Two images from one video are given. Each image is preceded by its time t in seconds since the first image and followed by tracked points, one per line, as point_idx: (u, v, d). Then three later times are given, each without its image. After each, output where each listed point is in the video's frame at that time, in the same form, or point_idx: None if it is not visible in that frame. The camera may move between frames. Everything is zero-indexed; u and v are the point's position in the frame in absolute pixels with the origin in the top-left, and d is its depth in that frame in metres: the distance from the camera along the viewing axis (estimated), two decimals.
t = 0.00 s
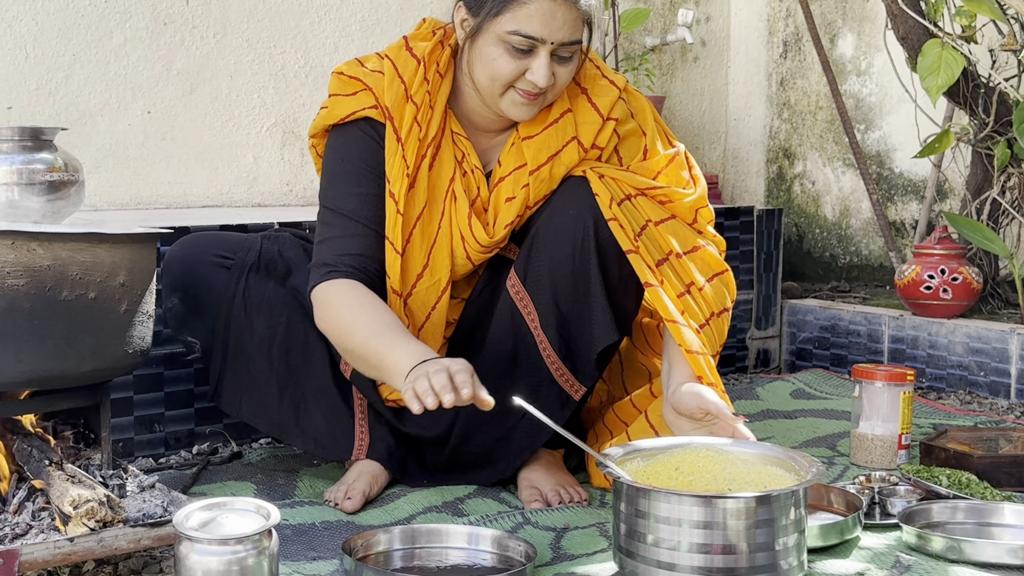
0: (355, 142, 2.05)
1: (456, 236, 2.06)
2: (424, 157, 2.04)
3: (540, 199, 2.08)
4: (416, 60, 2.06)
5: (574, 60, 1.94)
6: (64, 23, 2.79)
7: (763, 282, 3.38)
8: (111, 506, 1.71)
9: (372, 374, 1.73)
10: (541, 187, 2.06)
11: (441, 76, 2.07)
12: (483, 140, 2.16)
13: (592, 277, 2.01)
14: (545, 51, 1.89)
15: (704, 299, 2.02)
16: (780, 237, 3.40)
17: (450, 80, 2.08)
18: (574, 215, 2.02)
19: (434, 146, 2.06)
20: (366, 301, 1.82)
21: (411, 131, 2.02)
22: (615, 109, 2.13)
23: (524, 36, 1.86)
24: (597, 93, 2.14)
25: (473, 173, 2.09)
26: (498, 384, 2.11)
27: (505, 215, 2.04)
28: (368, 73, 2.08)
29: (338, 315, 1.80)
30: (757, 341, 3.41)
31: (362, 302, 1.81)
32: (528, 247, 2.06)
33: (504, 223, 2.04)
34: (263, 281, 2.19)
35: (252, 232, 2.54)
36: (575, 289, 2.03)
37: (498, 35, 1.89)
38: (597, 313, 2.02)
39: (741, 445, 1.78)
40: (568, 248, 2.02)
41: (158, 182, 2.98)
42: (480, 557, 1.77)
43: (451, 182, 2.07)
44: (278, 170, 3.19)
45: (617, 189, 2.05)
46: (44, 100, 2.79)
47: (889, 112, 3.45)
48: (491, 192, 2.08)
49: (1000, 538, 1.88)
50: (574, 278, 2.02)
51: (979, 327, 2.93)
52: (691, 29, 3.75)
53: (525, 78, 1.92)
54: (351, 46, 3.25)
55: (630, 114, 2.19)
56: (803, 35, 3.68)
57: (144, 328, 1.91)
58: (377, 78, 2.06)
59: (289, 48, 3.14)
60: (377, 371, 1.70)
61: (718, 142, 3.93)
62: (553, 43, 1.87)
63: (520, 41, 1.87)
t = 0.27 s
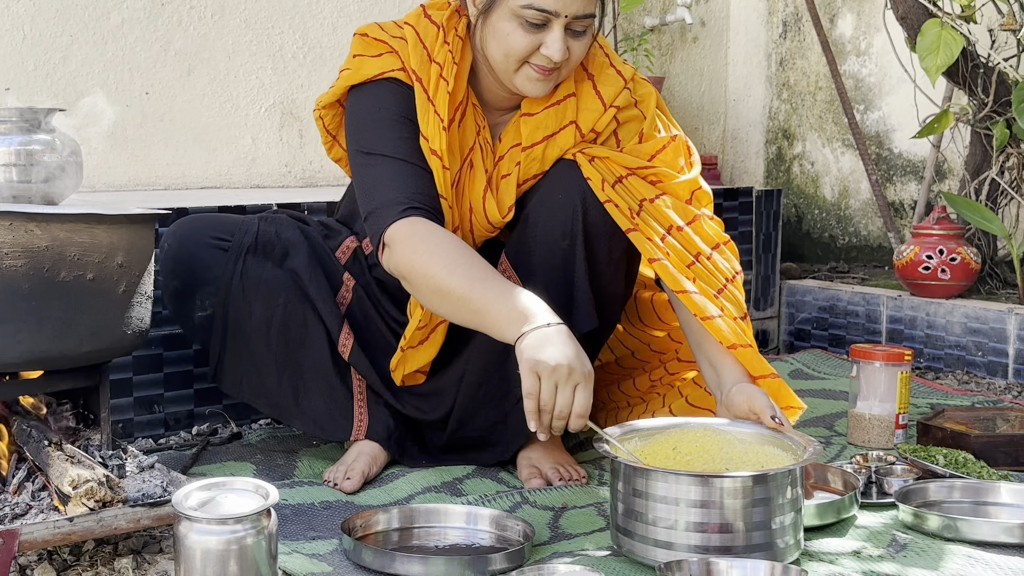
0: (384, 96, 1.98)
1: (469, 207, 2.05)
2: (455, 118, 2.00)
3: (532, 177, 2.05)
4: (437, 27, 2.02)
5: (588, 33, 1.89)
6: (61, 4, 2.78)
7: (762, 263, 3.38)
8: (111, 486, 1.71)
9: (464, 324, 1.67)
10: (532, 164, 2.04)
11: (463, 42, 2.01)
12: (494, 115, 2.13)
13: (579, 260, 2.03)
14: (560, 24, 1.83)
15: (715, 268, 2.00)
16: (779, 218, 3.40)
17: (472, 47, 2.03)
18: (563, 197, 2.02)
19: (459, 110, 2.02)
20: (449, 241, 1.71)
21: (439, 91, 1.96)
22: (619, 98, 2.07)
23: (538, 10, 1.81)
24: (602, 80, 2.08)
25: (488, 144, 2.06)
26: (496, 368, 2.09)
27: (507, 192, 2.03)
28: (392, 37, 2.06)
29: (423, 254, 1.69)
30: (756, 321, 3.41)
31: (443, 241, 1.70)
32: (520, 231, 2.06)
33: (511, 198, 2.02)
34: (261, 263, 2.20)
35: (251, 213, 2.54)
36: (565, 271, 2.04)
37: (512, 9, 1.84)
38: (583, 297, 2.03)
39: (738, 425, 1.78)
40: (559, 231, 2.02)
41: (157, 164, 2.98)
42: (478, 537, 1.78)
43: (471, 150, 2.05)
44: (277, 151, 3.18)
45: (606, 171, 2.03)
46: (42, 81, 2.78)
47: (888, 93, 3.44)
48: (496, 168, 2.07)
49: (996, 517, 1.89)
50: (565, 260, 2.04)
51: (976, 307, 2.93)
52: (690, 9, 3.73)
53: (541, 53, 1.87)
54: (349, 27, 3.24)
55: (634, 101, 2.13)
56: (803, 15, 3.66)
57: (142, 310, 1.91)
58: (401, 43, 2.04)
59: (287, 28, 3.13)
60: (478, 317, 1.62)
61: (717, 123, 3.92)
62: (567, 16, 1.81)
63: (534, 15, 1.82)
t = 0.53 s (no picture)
0: (374, 68, 1.95)
1: (458, 185, 2.04)
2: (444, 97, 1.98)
3: (530, 156, 2.05)
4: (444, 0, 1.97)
5: (601, 15, 1.88)
6: None
7: (759, 240, 3.39)
8: (112, 460, 1.72)
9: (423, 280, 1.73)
10: (531, 144, 2.03)
11: (470, 21, 1.99)
12: (496, 92, 2.10)
13: (573, 242, 2.02)
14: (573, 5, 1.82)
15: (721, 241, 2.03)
16: (777, 195, 3.41)
17: (477, 25, 2.00)
18: (562, 177, 2.02)
19: (454, 88, 2.01)
20: (393, 207, 1.78)
21: (434, 68, 1.94)
22: (625, 84, 2.08)
23: None
24: (610, 65, 2.08)
25: (483, 124, 2.06)
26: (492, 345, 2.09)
27: (500, 169, 2.02)
28: (398, 4, 2.00)
29: (372, 223, 1.76)
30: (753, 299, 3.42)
31: (390, 207, 1.78)
32: (518, 211, 2.06)
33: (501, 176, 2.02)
34: (260, 241, 2.21)
35: (250, 190, 2.55)
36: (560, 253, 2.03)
37: None
38: (573, 279, 2.01)
39: (735, 400, 1.77)
40: (556, 211, 2.02)
41: (156, 142, 2.98)
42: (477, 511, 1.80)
43: (463, 128, 2.04)
44: (277, 129, 3.17)
45: (607, 150, 2.04)
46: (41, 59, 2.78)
47: (887, 70, 3.44)
48: (493, 146, 2.06)
49: (990, 490, 1.91)
50: (561, 241, 2.03)
51: (973, 284, 2.94)
52: None
53: (552, 34, 1.87)
54: (347, 5, 3.23)
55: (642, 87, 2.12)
56: None
57: (142, 286, 1.92)
58: (406, 10, 1.99)
59: (285, 6, 3.12)
60: (432, 271, 1.69)
61: (716, 101, 3.92)
62: None
63: None
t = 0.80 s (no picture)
0: (379, 49, 1.96)
1: (456, 166, 2.04)
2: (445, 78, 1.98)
3: (526, 139, 2.05)
4: None
5: None
6: None
7: (758, 222, 3.39)
8: (111, 441, 1.73)
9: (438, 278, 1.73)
10: (527, 126, 2.03)
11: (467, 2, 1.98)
12: (494, 74, 2.09)
13: (570, 225, 2.02)
14: None
15: (715, 225, 2.04)
16: (775, 177, 3.40)
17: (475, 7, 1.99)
18: (557, 160, 2.02)
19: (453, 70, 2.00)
20: (401, 202, 1.78)
21: (435, 51, 1.94)
22: (623, 67, 2.06)
23: None
24: (608, 48, 2.06)
25: (480, 105, 2.05)
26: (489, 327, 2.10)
27: (498, 151, 2.02)
28: None
29: (377, 215, 1.76)
30: (751, 281, 3.43)
31: (398, 203, 1.78)
32: (514, 193, 2.06)
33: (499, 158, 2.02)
34: (257, 223, 2.21)
35: (248, 172, 2.55)
36: (557, 235, 2.04)
37: None
38: (571, 262, 2.03)
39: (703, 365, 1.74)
40: (552, 193, 2.02)
41: (155, 124, 2.98)
42: (475, 492, 1.81)
43: (462, 109, 2.03)
44: (275, 111, 3.17)
45: (603, 133, 2.03)
46: (39, 41, 2.78)
47: (886, 52, 3.43)
48: (490, 126, 2.05)
49: (985, 470, 1.92)
50: (557, 224, 2.03)
51: (970, 265, 2.95)
52: None
53: (543, 12, 1.86)
54: None
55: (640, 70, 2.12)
56: None
57: (140, 268, 1.92)
58: None
59: None
60: (432, 273, 1.69)
61: (715, 82, 3.91)
62: None
63: None
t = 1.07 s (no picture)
0: (366, 32, 1.98)
1: (451, 149, 2.03)
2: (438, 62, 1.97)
3: (525, 124, 2.03)
4: None
5: None
6: None
7: (759, 206, 3.38)
8: (112, 424, 1.73)
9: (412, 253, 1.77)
10: (527, 111, 2.02)
11: None
12: (493, 58, 2.08)
13: (569, 208, 2.01)
14: None
15: (711, 209, 2.05)
16: (777, 160, 3.39)
17: None
18: (557, 142, 2.01)
19: (447, 53, 2.00)
20: (371, 180, 1.82)
21: (427, 33, 1.94)
22: (622, 51, 2.06)
23: None
24: (607, 31, 2.06)
25: (477, 88, 2.03)
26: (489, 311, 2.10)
27: (495, 134, 2.01)
28: None
29: (349, 199, 1.81)
30: (753, 265, 3.42)
31: (367, 181, 1.82)
32: (513, 176, 2.05)
33: (496, 142, 2.00)
34: (257, 207, 2.20)
35: (249, 156, 2.54)
36: (557, 218, 2.03)
37: None
38: (571, 244, 2.02)
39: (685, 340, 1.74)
40: (551, 176, 2.01)
41: (155, 108, 2.97)
42: (476, 475, 1.81)
43: (456, 92, 2.02)
44: (276, 95, 3.16)
45: (603, 117, 2.02)
46: (39, 24, 2.77)
47: (888, 34, 3.42)
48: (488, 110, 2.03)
49: (985, 453, 1.92)
50: (557, 206, 2.03)
51: (972, 249, 2.95)
52: None
53: None
54: None
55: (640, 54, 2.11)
56: None
57: (141, 251, 1.92)
58: None
59: None
60: (410, 242, 1.74)
61: (716, 66, 3.89)
62: None
63: None
